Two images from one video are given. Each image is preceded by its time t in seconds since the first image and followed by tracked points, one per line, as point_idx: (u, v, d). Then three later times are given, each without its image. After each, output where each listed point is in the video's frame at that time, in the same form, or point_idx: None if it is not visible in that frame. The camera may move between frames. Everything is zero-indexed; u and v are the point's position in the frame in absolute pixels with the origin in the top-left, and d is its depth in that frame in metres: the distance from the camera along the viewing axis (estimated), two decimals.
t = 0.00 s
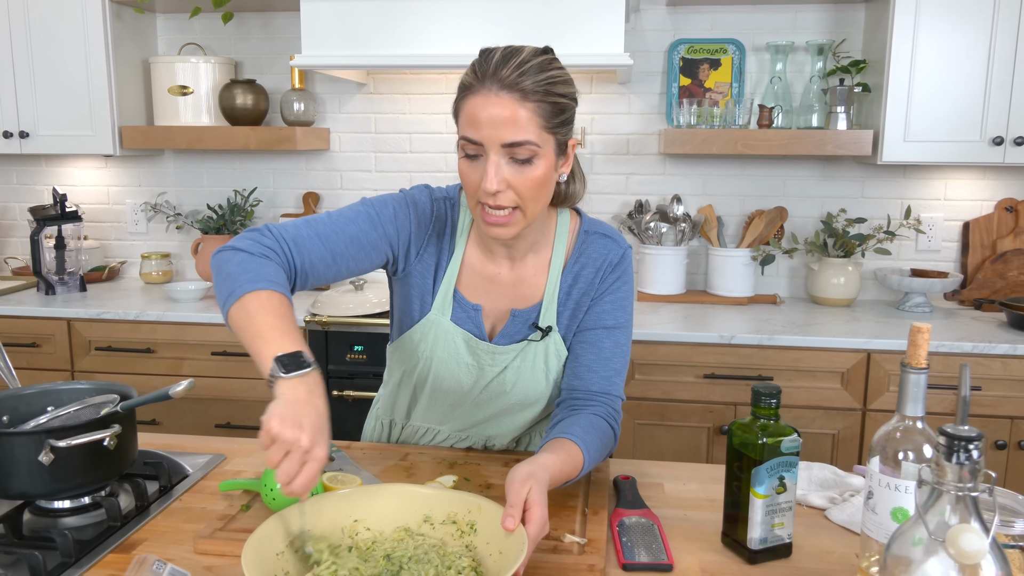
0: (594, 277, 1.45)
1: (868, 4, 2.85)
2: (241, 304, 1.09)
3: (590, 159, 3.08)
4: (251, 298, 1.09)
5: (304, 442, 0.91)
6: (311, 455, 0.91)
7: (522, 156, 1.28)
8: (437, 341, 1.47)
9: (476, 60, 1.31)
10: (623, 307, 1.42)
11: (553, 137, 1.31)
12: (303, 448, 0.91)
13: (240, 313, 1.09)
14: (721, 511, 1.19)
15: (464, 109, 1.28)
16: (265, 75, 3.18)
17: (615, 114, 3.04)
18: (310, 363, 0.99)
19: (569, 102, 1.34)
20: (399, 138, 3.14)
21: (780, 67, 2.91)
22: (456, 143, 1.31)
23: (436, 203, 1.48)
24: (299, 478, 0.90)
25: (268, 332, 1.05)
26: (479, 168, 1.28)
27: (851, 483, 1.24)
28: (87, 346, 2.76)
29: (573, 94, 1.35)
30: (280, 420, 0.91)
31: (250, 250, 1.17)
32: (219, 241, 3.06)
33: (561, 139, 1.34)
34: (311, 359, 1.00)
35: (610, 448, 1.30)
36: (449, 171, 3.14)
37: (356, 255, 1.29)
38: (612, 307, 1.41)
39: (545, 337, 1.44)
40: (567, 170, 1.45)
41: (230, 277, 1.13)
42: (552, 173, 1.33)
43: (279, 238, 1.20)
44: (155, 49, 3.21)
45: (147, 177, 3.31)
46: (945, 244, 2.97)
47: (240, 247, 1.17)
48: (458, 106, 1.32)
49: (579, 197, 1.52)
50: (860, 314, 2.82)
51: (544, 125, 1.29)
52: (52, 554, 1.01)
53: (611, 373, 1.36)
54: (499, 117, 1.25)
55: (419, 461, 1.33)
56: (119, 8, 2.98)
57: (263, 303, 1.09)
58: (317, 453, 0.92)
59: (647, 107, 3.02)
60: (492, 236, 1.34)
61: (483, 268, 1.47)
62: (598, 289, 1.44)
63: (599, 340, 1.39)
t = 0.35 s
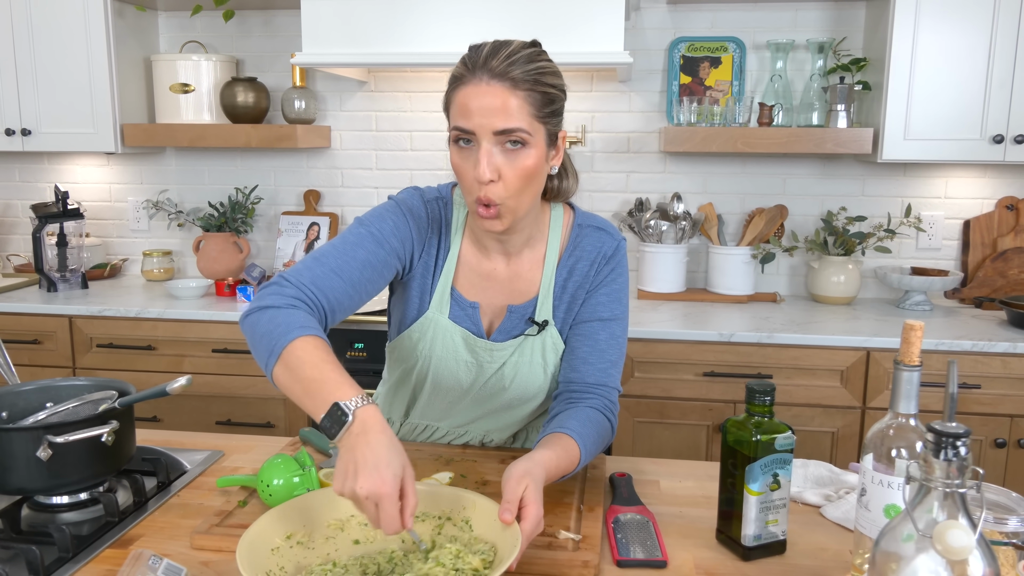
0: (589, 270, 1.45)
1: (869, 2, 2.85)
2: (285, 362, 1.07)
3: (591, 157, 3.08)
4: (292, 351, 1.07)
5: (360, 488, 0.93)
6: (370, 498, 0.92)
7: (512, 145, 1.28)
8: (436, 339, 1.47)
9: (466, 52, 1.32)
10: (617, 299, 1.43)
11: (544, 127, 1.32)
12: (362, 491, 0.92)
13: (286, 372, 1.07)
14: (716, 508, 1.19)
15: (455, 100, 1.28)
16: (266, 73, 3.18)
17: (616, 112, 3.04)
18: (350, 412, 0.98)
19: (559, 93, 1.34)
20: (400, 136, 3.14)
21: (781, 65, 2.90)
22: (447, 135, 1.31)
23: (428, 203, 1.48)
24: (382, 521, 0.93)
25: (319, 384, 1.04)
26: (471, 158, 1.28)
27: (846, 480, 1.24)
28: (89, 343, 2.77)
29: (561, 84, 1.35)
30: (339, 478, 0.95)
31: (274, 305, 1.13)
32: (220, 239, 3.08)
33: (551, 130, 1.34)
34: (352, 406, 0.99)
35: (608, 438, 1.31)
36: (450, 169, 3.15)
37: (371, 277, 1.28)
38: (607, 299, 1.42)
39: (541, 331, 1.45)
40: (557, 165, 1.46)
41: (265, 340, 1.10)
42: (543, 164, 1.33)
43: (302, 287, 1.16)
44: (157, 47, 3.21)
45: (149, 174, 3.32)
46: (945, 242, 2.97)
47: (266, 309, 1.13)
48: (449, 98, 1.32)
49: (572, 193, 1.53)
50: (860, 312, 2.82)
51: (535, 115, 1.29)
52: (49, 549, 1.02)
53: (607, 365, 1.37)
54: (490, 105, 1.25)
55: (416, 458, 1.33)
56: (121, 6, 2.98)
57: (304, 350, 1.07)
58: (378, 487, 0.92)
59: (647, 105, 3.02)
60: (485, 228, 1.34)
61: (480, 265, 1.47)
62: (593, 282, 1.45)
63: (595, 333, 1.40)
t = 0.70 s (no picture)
0: (587, 271, 1.46)
1: None
2: (266, 379, 1.06)
3: (592, 156, 3.08)
4: (274, 369, 1.06)
5: (328, 468, 0.88)
6: (331, 481, 0.87)
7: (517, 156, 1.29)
8: (434, 339, 1.47)
9: (483, 54, 1.32)
10: (615, 300, 1.43)
11: (551, 140, 1.32)
12: (326, 473, 0.88)
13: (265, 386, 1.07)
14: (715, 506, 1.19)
15: (465, 102, 1.27)
16: (268, 72, 3.19)
17: (617, 111, 3.04)
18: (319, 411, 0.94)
19: (570, 107, 1.34)
20: (400, 135, 3.15)
21: (782, 63, 2.90)
22: (453, 135, 1.30)
23: (424, 204, 1.47)
24: (317, 507, 0.86)
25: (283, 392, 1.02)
26: (475, 162, 1.28)
27: (844, 479, 1.24)
28: (90, 342, 2.78)
29: (574, 99, 1.35)
30: (302, 445, 0.89)
31: (267, 325, 1.14)
32: (221, 238, 3.08)
33: (557, 142, 1.35)
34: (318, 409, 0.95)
35: (602, 440, 1.31)
36: (451, 168, 3.15)
37: (366, 285, 1.28)
38: (605, 300, 1.43)
39: (539, 331, 1.45)
40: (561, 175, 1.45)
41: (255, 354, 1.11)
42: (545, 177, 1.34)
43: (296, 302, 1.17)
44: (159, 47, 3.22)
45: (150, 174, 3.32)
46: (947, 240, 2.97)
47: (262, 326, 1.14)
48: (459, 98, 1.32)
49: (574, 198, 1.52)
50: (862, 310, 2.82)
51: (543, 127, 1.30)
52: (49, 548, 1.02)
53: (603, 366, 1.37)
54: (501, 113, 1.25)
55: (414, 456, 1.34)
56: (122, 7, 2.99)
57: (281, 368, 1.06)
58: (343, 483, 0.88)
59: (648, 103, 3.02)
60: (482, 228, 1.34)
61: (478, 264, 1.47)
62: (591, 282, 1.45)
63: (592, 333, 1.40)
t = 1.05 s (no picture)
0: (589, 270, 1.45)
1: None
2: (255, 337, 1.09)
3: (594, 154, 3.07)
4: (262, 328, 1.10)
5: (366, 424, 0.93)
6: (377, 435, 0.93)
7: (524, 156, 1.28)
8: (431, 335, 1.47)
9: (486, 55, 1.32)
10: (616, 300, 1.43)
11: (556, 139, 1.32)
12: (369, 430, 0.93)
13: (256, 345, 1.09)
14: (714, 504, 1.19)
15: (470, 103, 1.27)
16: (270, 71, 3.19)
17: (619, 109, 3.03)
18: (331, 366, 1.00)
19: (574, 105, 1.34)
20: (402, 134, 3.15)
21: (784, 61, 2.89)
22: (458, 137, 1.30)
23: (423, 200, 1.47)
24: (372, 463, 0.92)
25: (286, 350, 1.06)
26: (480, 163, 1.28)
27: (845, 476, 1.24)
28: (92, 341, 2.78)
29: (578, 98, 1.35)
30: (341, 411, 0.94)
31: (245, 286, 1.17)
32: (223, 236, 3.09)
33: (562, 141, 1.35)
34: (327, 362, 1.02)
35: (602, 439, 1.31)
36: (452, 167, 3.15)
37: (348, 269, 1.29)
38: (606, 300, 1.42)
39: (539, 329, 1.45)
40: (565, 171, 1.46)
41: (240, 315, 1.13)
42: (551, 174, 1.34)
43: (277, 270, 1.20)
44: (161, 45, 3.22)
45: (152, 173, 3.33)
46: (950, 238, 2.96)
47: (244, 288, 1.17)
48: (463, 99, 1.32)
49: (576, 193, 1.54)
50: (864, 309, 2.81)
51: (548, 127, 1.29)
52: (49, 545, 1.03)
53: (603, 367, 1.37)
54: (506, 114, 1.25)
55: (414, 454, 1.34)
56: (124, 5, 2.99)
57: (273, 327, 1.09)
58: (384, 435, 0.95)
59: (650, 102, 3.01)
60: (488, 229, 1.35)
61: (478, 260, 1.47)
62: (593, 282, 1.45)
63: (593, 333, 1.40)
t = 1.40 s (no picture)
0: (589, 266, 1.45)
1: None
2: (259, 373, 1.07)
3: (595, 152, 3.07)
4: (267, 364, 1.08)
5: (276, 456, 0.87)
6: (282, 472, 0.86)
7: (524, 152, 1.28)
8: (430, 335, 1.47)
9: (484, 52, 1.32)
10: (617, 296, 1.43)
11: (556, 134, 1.32)
12: (275, 464, 0.86)
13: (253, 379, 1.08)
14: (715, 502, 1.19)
15: (470, 101, 1.27)
16: (270, 70, 3.19)
17: (620, 107, 3.03)
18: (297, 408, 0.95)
19: (573, 100, 1.34)
20: (403, 132, 3.15)
21: (785, 59, 2.88)
22: (458, 135, 1.30)
23: (421, 199, 1.47)
24: (264, 498, 0.84)
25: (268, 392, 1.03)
26: (481, 160, 1.28)
27: (846, 474, 1.24)
28: (94, 340, 2.78)
29: (576, 93, 1.35)
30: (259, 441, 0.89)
31: (256, 320, 1.15)
32: (225, 236, 3.09)
33: (562, 136, 1.34)
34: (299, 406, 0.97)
35: (604, 436, 1.30)
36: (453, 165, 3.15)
37: (360, 282, 1.30)
38: (607, 297, 1.42)
39: (539, 327, 1.45)
40: (564, 167, 1.46)
41: (245, 349, 1.13)
42: (552, 170, 1.34)
43: (286, 299, 1.18)
44: (162, 44, 3.22)
45: (154, 172, 3.33)
46: (952, 236, 2.95)
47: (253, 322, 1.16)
48: (463, 96, 1.32)
49: (573, 189, 1.53)
50: (865, 307, 2.81)
51: (548, 122, 1.29)
52: (49, 545, 1.03)
53: (605, 363, 1.36)
54: (506, 110, 1.25)
55: (415, 453, 1.33)
56: (125, 4, 2.99)
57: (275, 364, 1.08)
58: (294, 474, 0.87)
59: (652, 100, 3.01)
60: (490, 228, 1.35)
61: (478, 258, 1.47)
62: (593, 278, 1.45)
63: (594, 329, 1.40)
